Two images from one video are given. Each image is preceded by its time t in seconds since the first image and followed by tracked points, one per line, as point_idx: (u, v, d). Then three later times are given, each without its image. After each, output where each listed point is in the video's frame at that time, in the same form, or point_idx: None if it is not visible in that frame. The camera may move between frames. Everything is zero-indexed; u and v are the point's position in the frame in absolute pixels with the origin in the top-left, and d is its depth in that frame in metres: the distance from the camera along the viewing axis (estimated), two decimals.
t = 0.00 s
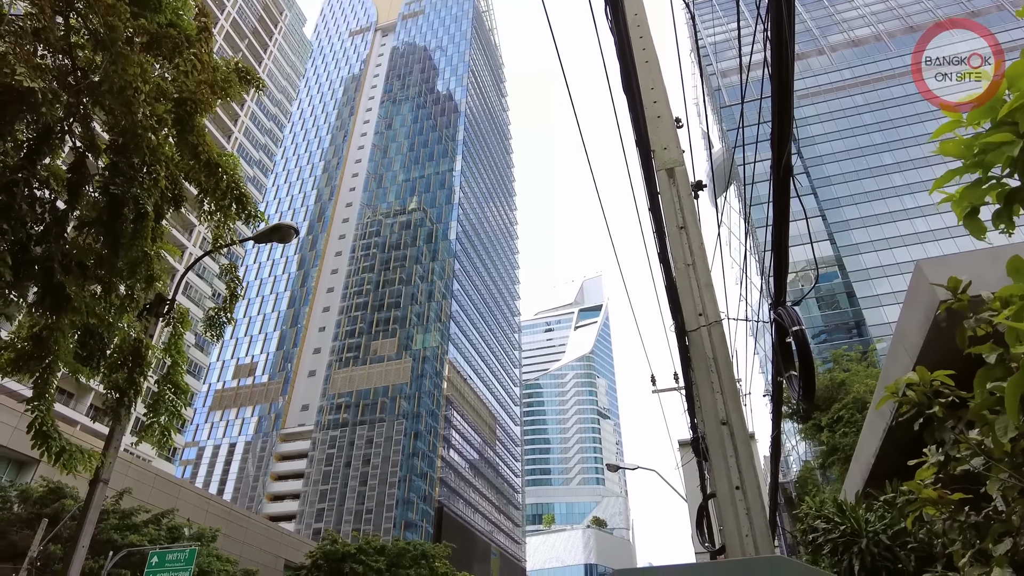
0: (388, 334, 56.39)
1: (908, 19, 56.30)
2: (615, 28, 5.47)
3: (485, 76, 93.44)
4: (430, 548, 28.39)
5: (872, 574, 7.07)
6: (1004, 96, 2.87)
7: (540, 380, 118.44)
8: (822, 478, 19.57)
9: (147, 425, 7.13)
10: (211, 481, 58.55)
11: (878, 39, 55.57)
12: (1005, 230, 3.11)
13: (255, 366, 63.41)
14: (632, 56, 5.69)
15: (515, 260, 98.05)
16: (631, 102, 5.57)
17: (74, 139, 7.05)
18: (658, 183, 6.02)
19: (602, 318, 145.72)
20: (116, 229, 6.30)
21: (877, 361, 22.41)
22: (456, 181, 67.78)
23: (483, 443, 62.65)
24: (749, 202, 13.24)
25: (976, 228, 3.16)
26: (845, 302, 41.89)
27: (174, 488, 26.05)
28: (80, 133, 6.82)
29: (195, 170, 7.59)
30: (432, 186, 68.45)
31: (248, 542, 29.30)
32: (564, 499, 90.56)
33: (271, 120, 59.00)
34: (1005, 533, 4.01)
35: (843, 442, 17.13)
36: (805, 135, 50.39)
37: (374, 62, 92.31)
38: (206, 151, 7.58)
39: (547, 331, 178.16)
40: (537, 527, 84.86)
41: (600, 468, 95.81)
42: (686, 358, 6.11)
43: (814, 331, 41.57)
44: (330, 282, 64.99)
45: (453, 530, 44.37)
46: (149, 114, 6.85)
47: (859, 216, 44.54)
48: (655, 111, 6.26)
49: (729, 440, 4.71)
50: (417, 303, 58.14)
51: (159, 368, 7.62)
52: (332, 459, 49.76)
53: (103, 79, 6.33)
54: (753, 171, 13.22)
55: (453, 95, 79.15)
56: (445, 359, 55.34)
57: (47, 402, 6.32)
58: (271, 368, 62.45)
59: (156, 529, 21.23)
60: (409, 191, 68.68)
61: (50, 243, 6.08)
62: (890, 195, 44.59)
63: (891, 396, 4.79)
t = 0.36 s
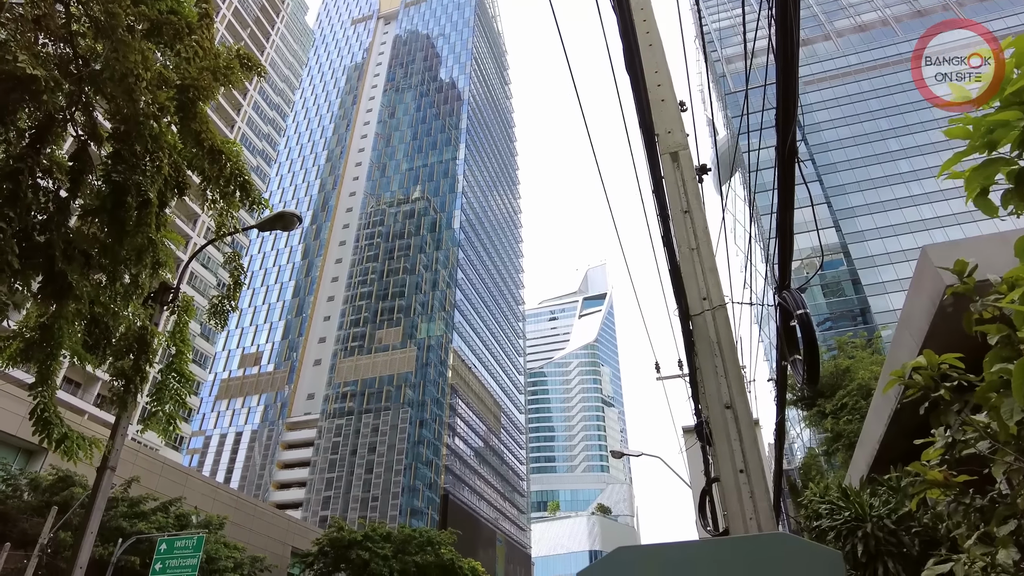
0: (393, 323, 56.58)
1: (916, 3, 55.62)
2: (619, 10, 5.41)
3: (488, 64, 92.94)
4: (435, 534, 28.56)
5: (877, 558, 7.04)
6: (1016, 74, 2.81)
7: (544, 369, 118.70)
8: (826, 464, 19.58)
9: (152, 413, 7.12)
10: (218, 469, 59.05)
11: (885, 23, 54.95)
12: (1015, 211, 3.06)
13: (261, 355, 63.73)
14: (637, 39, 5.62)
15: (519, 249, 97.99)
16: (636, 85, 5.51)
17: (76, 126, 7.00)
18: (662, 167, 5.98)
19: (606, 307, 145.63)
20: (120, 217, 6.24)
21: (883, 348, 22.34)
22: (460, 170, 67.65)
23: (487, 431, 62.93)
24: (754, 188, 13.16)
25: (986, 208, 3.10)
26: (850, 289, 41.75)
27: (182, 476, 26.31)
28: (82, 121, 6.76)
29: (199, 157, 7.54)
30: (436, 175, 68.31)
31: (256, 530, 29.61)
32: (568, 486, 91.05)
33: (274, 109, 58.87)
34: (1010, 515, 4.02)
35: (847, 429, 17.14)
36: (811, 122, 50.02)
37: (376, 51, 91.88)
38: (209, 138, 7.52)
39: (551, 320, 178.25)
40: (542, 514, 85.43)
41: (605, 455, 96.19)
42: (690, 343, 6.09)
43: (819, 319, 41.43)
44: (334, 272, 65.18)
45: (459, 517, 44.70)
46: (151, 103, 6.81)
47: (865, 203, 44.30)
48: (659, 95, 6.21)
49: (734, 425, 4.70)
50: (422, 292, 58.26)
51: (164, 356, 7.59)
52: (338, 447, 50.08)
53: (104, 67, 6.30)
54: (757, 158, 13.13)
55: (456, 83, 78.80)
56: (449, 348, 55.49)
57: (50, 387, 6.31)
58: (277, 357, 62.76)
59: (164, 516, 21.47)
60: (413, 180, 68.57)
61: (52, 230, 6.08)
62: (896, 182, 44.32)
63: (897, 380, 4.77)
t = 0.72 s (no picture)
0: (397, 305, 56.66)
1: None
2: None
3: (491, 43, 92.01)
4: (441, 513, 28.83)
5: (878, 534, 7.09)
6: None
7: (548, 349, 119.04)
8: (829, 443, 19.62)
9: (154, 392, 7.15)
10: (225, 450, 59.63)
11: None
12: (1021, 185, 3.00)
13: (266, 337, 64.04)
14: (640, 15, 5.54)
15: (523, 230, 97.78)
16: (639, 60, 5.43)
17: (75, 108, 6.94)
18: (665, 143, 5.92)
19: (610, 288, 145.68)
20: (122, 198, 6.21)
21: (887, 328, 22.28)
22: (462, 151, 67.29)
23: (491, 411, 63.31)
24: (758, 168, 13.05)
25: (987, 183, 3.00)
26: (855, 269, 41.51)
27: (189, 456, 26.60)
28: (82, 103, 6.71)
29: (199, 137, 7.49)
30: (438, 156, 67.95)
31: (263, 509, 29.99)
32: (572, 465, 91.83)
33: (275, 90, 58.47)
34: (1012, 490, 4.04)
35: (850, 408, 17.16)
36: (817, 100, 49.47)
37: (378, 30, 90.93)
38: (209, 116, 7.45)
39: (555, 300, 178.29)
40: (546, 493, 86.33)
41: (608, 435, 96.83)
42: (693, 320, 6.07)
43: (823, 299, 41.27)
44: (338, 254, 65.19)
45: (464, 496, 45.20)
46: (150, 82, 6.73)
47: (871, 182, 43.96)
48: (662, 70, 6.12)
49: (735, 401, 4.70)
50: (425, 274, 58.31)
51: (168, 335, 7.59)
52: (343, 427, 50.49)
53: (102, 46, 6.20)
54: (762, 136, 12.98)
55: (458, 63, 78.10)
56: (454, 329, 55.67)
57: (53, 368, 6.32)
58: (282, 339, 63.05)
59: (173, 496, 21.76)
60: (416, 160, 68.26)
61: (53, 212, 6.05)
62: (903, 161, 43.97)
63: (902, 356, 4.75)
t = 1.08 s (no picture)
0: (400, 280, 56.74)
1: None
2: None
3: (493, 14, 90.65)
4: (446, 485, 29.20)
5: (879, 506, 7.06)
6: None
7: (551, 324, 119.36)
8: (832, 417, 19.70)
9: (158, 365, 7.16)
10: (232, 424, 60.24)
11: None
12: None
13: (270, 313, 64.29)
14: None
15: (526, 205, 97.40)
16: (644, 27, 5.32)
17: (74, 82, 6.82)
18: (671, 113, 5.84)
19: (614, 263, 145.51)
20: (124, 172, 6.09)
21: (890, 302, 22.26)
22: (465, 125, 66.74)
23: (495, 386, 63.79)
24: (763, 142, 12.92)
25: (1002, 156, 2.88)
26: (860, 244, 41.30)
27: (196, 431, 26.93)
28: (81, 76, 6.64)
29: (201, 109, 7.40)
30: (441, 130, 67.42)
31: (270, 482, 30.45)
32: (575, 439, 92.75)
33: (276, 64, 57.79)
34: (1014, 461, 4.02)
35: (853, 381, 17.24)
36: (824, 72, 48.74)
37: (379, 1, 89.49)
38: (211, 88, 7.36)
39: (558, 276, 178.28)
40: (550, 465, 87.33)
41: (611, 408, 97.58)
42: (696, 293, 6.05)
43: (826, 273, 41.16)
44: (341, 229, 65.17)
45: (469, 468, 45.90)
46: (148, 53, 6.59)
47: (877, 156, 43.54)
48: (667, 37, 6.00)
49: (739, 371, 4.70)
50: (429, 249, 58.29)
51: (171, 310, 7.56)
52: (349, 401, 50.98)
53: (100, 17, 6.10)
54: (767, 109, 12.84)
55: (460, 35, 77.15)
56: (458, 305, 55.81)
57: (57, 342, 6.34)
58: (286, 314, 63.31)
59: (181, 469, 22.08)
60: (417, 134, 67.74)
61: (58, 188, 6.04)
62: (910, 134, 43.54)
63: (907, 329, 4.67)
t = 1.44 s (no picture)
0: (402, 256, 56.67)
1: None
2: None
3: None
4: (449, 458, 29.50)
5: (877, 479, 7.04)
6: None
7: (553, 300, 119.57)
8: (832, 391, 19.78)
9: (162, 340, 7.19)
10: (236, 399, 60.78)
11: None
12: None
13: (272, 289, 64.33)
14: None
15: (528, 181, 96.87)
16: None
17: (71, 53, 6.66)
18: (676, 84, 5.74)
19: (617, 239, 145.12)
20: (127, 145, 5.92)
21: (893, 277, 22.19)
22: (466, 98, 66.04)
23: (497, 361, 64.14)
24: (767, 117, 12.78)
25: (1014, 126, 2.71)
26: (864, 219, 41.11)
27: (201, 406, 27.18)
28: (78, 48, 6.50)
29: (205, 81, 7.12)
30: (442, 104, 66.71)
31: (275, 456, 30.82)
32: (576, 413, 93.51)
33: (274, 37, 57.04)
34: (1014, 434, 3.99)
35: (854, 356, 17.29)
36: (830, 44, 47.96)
37: None
38: (213, 59, 7.06)
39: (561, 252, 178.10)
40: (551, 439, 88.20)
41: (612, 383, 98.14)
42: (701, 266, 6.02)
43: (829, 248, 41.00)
44: (342, 205, 64.99)
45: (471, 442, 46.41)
46: (147, 24, 6.38)
47: (882, 130, 43.05)
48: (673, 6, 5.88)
49: (742, 344, 4.70)
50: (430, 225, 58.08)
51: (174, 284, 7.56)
52: (352, 376, 51.34)
53: None
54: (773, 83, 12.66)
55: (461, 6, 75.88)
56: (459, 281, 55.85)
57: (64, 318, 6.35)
58: (288, 290, 63.45)
59: (186, 444, 22.34)
60: (418, 108, 67.05)
61: (63, 163, 5.97)
62: (917, 107, 42.99)
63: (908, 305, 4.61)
